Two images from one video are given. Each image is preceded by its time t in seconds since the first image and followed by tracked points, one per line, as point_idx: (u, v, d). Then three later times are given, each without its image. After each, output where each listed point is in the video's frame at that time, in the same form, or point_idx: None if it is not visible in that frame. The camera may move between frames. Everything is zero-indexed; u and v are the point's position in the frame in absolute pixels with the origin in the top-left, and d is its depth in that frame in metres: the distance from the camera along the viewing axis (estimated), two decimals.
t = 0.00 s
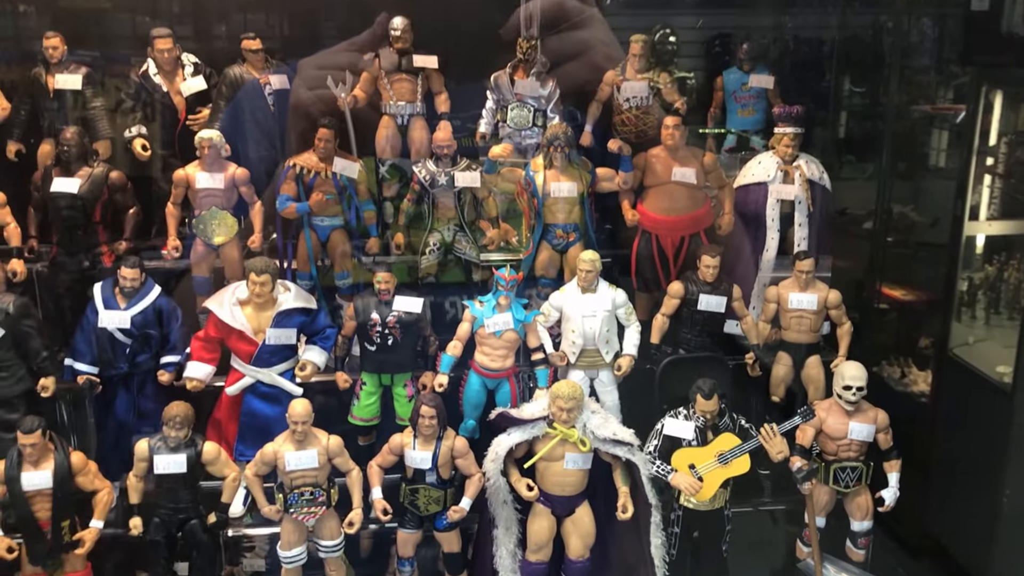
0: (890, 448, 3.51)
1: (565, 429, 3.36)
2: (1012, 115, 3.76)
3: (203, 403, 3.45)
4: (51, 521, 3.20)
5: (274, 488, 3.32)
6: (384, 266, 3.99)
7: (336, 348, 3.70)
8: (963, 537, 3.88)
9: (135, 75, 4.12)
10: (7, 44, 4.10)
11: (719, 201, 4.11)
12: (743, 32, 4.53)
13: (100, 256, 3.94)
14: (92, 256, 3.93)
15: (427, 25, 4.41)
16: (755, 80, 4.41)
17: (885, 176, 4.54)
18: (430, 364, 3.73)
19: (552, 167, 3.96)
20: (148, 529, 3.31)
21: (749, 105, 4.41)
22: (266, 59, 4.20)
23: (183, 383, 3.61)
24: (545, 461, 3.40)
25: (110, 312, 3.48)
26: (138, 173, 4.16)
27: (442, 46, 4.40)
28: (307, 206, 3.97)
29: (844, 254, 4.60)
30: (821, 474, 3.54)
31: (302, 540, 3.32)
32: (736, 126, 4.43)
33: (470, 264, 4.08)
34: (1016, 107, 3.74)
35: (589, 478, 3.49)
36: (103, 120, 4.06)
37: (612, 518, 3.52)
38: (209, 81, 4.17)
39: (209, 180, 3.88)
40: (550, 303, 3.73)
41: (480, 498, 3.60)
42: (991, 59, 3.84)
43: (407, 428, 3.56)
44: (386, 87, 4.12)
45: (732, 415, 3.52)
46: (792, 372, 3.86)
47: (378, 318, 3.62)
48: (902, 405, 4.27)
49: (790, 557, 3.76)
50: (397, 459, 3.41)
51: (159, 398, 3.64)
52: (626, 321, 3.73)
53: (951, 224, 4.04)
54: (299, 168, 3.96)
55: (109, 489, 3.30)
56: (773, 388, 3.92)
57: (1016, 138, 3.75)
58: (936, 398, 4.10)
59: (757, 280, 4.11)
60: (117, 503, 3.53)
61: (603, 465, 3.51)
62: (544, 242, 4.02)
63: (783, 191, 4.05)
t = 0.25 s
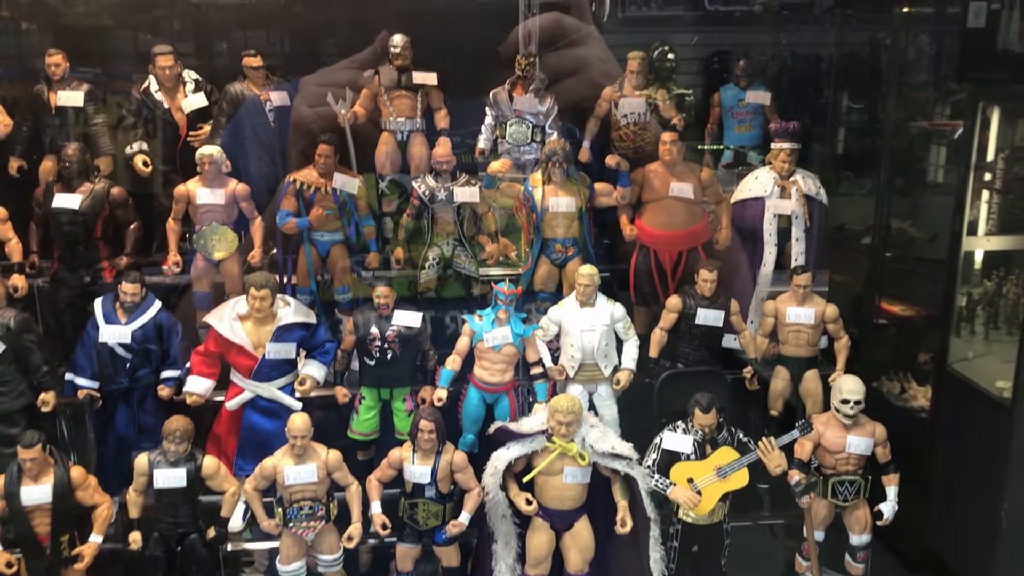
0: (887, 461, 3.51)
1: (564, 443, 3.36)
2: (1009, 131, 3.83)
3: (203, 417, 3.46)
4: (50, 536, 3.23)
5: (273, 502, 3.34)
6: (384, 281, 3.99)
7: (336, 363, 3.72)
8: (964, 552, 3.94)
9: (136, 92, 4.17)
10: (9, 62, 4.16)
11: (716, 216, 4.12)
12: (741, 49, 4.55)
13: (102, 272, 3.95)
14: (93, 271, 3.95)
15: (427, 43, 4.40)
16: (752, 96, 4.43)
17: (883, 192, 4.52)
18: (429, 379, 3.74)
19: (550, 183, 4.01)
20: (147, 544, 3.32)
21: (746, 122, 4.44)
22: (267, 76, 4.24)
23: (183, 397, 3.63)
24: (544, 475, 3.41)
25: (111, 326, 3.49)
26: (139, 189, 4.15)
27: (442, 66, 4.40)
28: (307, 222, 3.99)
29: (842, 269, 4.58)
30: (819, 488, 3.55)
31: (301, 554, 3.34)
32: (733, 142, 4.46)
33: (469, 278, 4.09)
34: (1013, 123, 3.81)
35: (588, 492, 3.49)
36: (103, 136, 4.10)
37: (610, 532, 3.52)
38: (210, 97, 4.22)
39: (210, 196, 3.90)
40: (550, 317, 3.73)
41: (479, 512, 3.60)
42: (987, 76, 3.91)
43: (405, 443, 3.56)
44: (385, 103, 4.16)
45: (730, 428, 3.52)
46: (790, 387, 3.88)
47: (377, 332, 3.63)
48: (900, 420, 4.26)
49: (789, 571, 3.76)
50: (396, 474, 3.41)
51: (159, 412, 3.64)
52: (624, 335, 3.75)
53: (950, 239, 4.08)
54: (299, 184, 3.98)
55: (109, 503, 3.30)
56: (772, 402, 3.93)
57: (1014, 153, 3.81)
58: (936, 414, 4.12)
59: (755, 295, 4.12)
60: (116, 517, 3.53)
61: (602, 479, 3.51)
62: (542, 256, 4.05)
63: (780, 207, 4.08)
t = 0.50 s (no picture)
0: (894, 473, 3.48)
1: (568, 454, 3.34)
2: (1011, 142, 3.80)
3: (205, 428, 3.44)
4: (51, 547, 3.21)
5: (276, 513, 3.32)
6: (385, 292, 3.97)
7: (339, 373, 3.69)
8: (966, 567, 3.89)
9: (140, 101, 4.17)
10: (10, 72, 4.16)
11: (720, 225, 4.11)
12: (741, 61, 4.57)
13: (103, 281, 3.93)
14: (94, 280, 3.92)
15: (427, 53, 4.47)
16: (755, 106, 4.44)
17: (884, 204, 4.56)
18: (432, 390, 3.72)
19: (554, 192, 3.97)
20: (148, 555, 3.30)
21: (749, 131, 4.44)
22: (270, 85, 4.24)
23: (185, 407, 3.61)
24: (548, 486, 3.39)
25: (112, 336, 3.47)
26: (141, 199, 4.13)
27: (443, 74, 4.47)
28: (310, 231, 3.97)
29: (845, 280, 4.57)
30: (825, 498, 3.52)
31: (303, 566, 3.31)
32: (737, 152, 4.45)
33: (472, 288, 4.09)
34: (1015, 134, 3.78)
35: (593, 502, 3.47)
36: (106, 145, 4.08)
37: (614, 543, 3.50)
38: (213, 107, 4.21)
39: (212, 206, 3.88)
40: (552, 327, 3.73)
41: (483, 523, 3.58)
42: (988, 87, 3.90)
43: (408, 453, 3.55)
44: (388, 113, 4.17)
45: (736, 439, 3.47)
46: (795, 397, 3.85)
47: (380, 342, 3.62)
48: (903, 431, 4.21)
49: None
50: (399, 484, 3.39)
51: (160, 422, 3.61)
52: (628, 345, 3.73)
53: (951, 250, 4.07)
54: (302, 193, 3.97)
55: (110, 514, 3.28)
56: (778, 412, 3.90)
57: (1015, 164, 3.78)
58: (938, 424, 4.08)
59: (759, 305, 4.12)
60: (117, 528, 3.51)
61: (606, 490, 3.50)
62: (546, 266, 4.02)
63: (784, 216, 4.06)
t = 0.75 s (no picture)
0: (904, 479, 3.47)
1: (577, 459, 3.33)
2: (1013, 148, 3.80)
3: (214, 431, 3.44)
4: (59, 550, 3.20)
5: (283, 517, 3.30)
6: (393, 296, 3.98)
7: (346, 377, 3.67)
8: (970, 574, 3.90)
9: (149, 104, 4.18)
10: (15, 76, 4.16)
11: (729, 230, 4.10)
12: (743, 66, 4.57)
13: (110, 283, 3.93)
14: (102, 283, 3.90)
15: (433, 56, 4.46)
16: (764, 111, 4.44)
17: (888, 209, 4.52)
18: (441, 394, 3.73)
19: (562, 197, 3.97)
20: (156, 559, 3.29)
21: (758, 136, 4.44)
22: (278, 88, 4.21)
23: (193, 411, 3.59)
24: (557, 491, 3.37)
25: (121, 339, 3.46)
26: (148, 202, 4.14)
27: (447, 78, 4.47)
28: (319, 234, 3.97)
29: (849, 285, 4.56)
30: (835, 504, 3.51)
31: (312, 570, 3.32)
32: (744, 156, 4.46)
33: (479, 293, 4.10)
34: (1018, 140, 3.78)
35: (602, 508, 3.46)
36: (115, 149, 4.10)
37: (623, 548, 3.49)
38: (221, 110, 4.18)
39: (221, 209, 3.85)
40: (561, 332, 3.71)
41: (491, 528, 3.56)
42: (991, 93, 3.86)
43: (417, 457, 3.55)
44: (397, 117, 4.16)
45: (745, 445, 3.48)
46: (805, 402, 3.85)
47: (389, 346, 3.60)
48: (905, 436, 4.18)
49: None
50: (407, 489, 3.39)
51: (169, 426, 3.59)
52: (637, 350, 3.73)
53: (955, 256, 4.03)
54: (310, 197, 3.96)
55: (118, 517, 3.29)
56: (786, 418, 3.89)
57: (1018, 171, 3.80)
58: (941, 429, 4.04)
59: (768, 310, 4.11)
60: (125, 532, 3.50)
61: (615, 496, 3.49)
62: (554, 270, 4.02)
63: (793, 221, 4.05)
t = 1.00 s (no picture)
0: (915, 482, 3.46)
1: (588, 461, 3.32)
2: (1019, 150, 3.84)
3: (225, 430, 3.44)
4: (70, 549, 3.20)
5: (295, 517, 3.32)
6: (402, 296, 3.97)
7: (357, 377, 3.67)
8: None
9: (159, 104, 4.16)
10: (21, 74, 4.17)
11: (740, 232, 4.09)
12: (749, 67, 4.53)
13: (121, 282, 3.92)
14: (112, 283, 3.91)
15: (446, 56, 4.43)
16: (775, 112, 4.44)
17: (891, 211, 4.51)
18: (451, 394, 3.72)
19: (573, 197, 3.95)
20: (167, 558, 3.30)
21: (769, 138, 4.44)
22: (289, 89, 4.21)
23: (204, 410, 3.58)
24: (568, 493, 3.37)
25: (132, 338, 3.45)
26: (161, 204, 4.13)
27: (457, 78, 4.42)
28: (329, 234, 3.97)
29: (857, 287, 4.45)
30: (846, 507, 3.50)
31: (322, 571, 3.32)
32: (755, 157, 4.45)
33: (489, 293, 4.09)
34: None
35: (612, 509, 3.46)
36: (126, 149, 4.09)
37: (634, 550, 3.48)
38: (232, 109, 4.18)
39: (232, 208, 3.84)
40: (572, 333, 3.72)
41: (501, 529, 3.56)
42: (996, 94, 3.89)
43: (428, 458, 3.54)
44: (408, 117, 4.18)
45: (756, 447, 3.46)
46: (816, 404, 3.85)
47: (400, 347, 3.60)
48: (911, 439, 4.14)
49: None
50: (418, 489, 3.39)
51: (179, 425, 3.59)
52: (648, 352, 3.72)
53: (959, 257, 4.08)
54: (322, 197, 3.95)
55: (128, 517, 3.29)
56: (796, 420, 3.89)
57: None
58: (945, 431, 4.05)
59: (779, 312, 4.10)
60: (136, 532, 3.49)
61: (626, 497, 3.48)
62: (565, 271, 4.01)
63: (804, 223, 4.05)
